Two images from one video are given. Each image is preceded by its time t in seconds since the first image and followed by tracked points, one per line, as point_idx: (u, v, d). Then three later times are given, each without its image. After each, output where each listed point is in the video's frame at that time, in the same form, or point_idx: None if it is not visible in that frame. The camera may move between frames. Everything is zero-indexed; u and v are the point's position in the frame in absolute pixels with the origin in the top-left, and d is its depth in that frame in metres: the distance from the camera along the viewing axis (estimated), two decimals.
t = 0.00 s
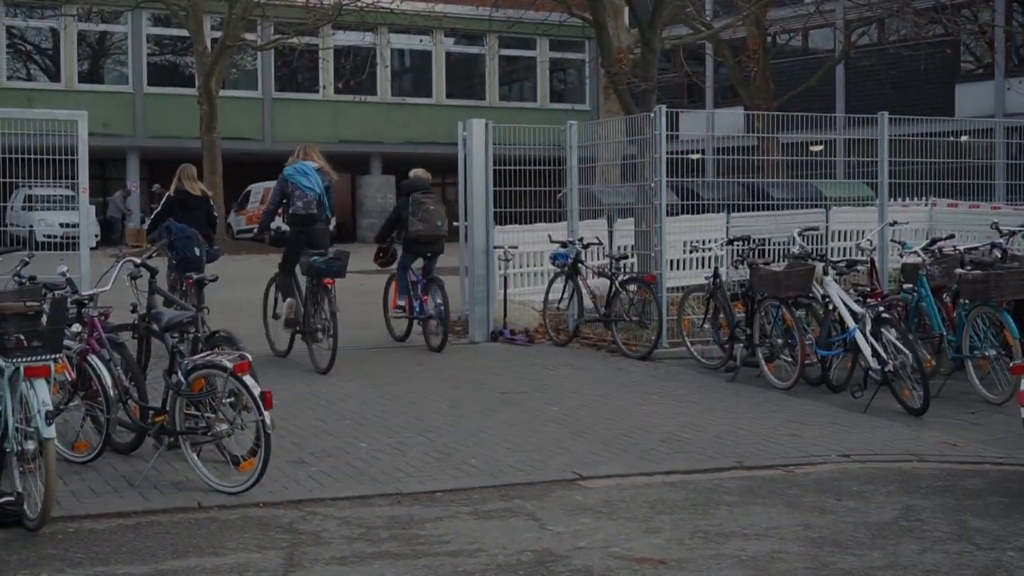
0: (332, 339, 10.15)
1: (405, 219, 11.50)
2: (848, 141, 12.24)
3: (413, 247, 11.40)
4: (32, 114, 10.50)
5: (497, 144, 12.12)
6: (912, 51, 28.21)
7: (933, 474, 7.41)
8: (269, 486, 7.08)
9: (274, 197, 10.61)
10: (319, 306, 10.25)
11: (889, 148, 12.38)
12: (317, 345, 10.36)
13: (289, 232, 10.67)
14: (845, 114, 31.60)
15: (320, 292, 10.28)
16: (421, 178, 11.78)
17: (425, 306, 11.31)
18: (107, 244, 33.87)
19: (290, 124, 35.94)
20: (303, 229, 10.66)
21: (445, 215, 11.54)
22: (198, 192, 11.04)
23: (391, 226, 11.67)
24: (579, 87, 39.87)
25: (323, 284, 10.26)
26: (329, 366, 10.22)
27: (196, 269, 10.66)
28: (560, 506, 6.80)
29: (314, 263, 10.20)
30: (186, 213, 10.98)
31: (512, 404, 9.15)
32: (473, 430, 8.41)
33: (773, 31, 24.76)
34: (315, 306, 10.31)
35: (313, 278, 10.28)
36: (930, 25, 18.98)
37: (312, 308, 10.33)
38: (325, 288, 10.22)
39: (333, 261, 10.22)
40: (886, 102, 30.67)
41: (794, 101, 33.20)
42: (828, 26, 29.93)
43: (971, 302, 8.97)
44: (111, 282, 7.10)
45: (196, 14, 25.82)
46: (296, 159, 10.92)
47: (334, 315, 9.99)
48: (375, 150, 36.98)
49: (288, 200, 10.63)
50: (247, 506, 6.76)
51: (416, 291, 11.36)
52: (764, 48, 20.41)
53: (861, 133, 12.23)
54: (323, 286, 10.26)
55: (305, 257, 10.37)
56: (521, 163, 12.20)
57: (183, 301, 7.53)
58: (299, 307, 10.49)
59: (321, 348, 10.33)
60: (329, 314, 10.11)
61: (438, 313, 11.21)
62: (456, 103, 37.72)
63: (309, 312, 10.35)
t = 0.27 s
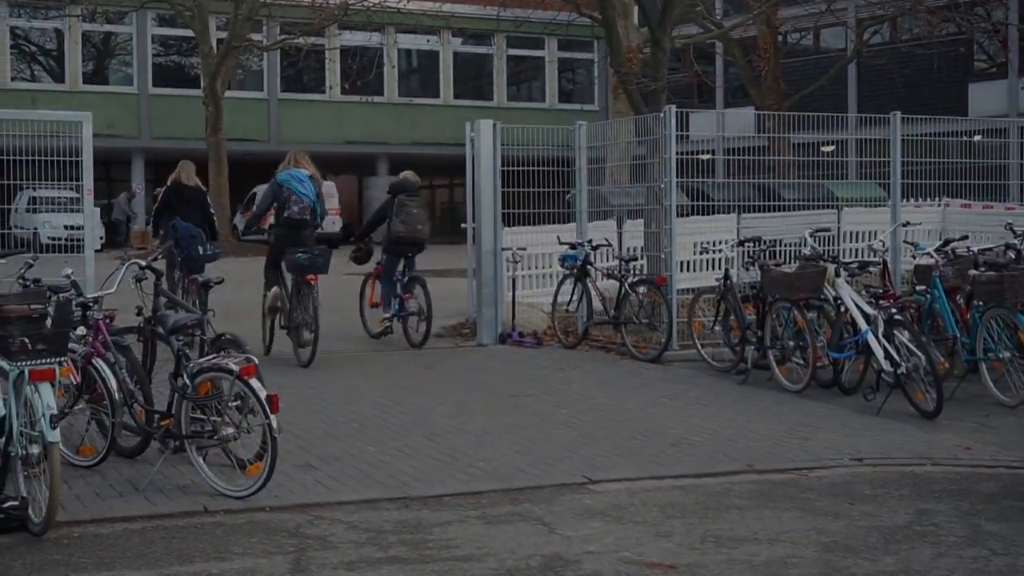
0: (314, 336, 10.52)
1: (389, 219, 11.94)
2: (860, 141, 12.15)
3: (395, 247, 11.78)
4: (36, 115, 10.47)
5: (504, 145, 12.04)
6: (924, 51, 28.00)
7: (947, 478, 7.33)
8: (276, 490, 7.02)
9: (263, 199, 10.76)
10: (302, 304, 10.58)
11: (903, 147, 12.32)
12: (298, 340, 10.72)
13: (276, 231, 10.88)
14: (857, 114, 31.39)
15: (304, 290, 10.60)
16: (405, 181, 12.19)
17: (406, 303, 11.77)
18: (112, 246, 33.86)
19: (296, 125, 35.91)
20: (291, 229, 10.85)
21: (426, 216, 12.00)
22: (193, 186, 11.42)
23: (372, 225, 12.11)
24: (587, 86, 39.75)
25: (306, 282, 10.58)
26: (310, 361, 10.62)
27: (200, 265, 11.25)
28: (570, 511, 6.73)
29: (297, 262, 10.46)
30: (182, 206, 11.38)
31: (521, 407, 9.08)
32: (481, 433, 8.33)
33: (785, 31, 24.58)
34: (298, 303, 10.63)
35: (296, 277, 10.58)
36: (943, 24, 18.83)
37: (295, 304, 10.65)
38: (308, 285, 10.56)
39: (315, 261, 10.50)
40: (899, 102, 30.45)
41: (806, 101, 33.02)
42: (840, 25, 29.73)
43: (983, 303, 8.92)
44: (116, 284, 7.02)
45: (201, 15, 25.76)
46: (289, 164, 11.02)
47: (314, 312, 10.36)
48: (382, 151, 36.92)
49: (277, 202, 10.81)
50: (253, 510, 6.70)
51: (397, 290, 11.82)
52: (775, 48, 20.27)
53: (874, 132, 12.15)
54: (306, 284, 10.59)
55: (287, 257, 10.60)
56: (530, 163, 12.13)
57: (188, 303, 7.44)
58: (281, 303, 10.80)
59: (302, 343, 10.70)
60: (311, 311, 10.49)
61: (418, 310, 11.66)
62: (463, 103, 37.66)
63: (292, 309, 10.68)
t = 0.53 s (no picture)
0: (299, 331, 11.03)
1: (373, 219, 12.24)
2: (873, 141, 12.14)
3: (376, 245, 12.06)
4: (41, 116, 10.41)
5: (513, 145, 11.98)
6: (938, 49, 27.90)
7: (962, 482, 7.25)
8: (282, 494, 6.96)
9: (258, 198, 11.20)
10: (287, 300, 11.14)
11: (915, 147, 12.28)
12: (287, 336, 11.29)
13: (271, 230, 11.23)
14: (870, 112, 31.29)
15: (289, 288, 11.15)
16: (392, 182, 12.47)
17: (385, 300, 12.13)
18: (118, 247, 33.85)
19: (303, 125, 35.87)
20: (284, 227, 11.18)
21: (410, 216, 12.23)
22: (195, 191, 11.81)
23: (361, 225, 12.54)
24: (597, 86, 39.68)
25: (291, 279, 11.14)
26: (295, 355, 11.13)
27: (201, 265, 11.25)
28: (579, 515, 6.66)
29: (280, 259, 11.09)
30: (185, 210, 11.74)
31: (530, 411, 9.01)
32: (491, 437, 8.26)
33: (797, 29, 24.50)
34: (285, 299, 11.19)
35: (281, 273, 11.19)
36: (956, 23, 18.73)
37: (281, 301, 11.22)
38: (292, 280, 11.11)
39: (297, 258, 11.11)
40: (912, 101, 30.37)
41: (820, 100, 32.88)
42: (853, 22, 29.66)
43: (998, 305, 8.84)
44: (121, 287, 6.93)
45: (208, 14, 25.71)
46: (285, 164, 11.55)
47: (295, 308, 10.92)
48: (390, 151, 36.86)
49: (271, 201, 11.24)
50: (259, 514, 6.63)
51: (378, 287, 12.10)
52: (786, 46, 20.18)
53: (889, 131, 12.15)
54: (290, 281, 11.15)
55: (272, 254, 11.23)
56: (540, 163, 12.06)
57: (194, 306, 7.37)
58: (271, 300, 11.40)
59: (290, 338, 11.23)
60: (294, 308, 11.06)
61: (398, 307, 12.05)
62: (472, 103, 37.61)
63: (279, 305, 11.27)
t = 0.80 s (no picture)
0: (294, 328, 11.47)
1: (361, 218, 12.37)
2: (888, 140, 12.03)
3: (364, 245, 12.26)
4: (45, 115, 10.36)
5: (522, 145, 11.89)
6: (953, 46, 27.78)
7: (978, 486, 7.14)
8: (289, 498, 6.87)
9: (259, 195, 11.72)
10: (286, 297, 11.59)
11: (930, 146, 12.18)
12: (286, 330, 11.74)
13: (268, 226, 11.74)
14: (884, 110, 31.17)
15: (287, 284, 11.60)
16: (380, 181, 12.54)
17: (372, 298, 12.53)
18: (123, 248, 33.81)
19: (310, 125, 35.82)
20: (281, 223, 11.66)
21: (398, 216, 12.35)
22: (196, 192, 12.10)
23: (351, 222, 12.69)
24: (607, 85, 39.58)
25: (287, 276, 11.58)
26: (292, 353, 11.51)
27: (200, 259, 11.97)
28: (589, 519, 6.57)
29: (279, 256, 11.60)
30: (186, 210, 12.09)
31: (541, 413, 8.92)
32: (500, 440, 8.16)
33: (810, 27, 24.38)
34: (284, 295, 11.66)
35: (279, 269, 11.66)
36: (973, 20, 18.58)
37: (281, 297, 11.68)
38: (289, 278, 11.55)
39: (295, 255, 11.60)
40: (927, 99, 30.25)
41: (834, 99, 32.72)
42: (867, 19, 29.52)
43: (1015, 306, 8.75)
44: (125, 288, 6.82)
45: (214, 13, 25.65)
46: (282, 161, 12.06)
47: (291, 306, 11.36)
48: (398, 151, 36.81)
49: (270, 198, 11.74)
50: (265, 519, 6.55)
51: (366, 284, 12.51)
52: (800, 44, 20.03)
53: (902, 131, 12.01)
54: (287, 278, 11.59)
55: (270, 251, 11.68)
56: (549, 163, 11.96)
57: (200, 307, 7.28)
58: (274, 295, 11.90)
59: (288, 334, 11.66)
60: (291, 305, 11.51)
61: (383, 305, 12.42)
62: (481, 102, 37.55)
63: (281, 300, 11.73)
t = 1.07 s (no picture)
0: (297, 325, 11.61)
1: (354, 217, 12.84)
2: (899, 138, 11.96)
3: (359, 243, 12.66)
4: (48, 115, 10.29)
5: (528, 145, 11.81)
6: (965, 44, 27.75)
7: (990, 489, 7.06)
8: (293, 502, 6.79)
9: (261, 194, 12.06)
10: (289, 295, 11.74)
11: (942, 145, 12.10)
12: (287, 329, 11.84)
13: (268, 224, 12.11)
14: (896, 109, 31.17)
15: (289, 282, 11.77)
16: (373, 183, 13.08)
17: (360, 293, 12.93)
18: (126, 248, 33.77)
19: (315, 124, 35.77)
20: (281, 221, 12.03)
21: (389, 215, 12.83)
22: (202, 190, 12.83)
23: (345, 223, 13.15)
24: (615, 84, 39.53)
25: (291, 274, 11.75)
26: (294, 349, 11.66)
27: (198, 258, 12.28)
28: (596, 523, 6.48)
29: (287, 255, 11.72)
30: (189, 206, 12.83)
31: (547, 415, 8.84)
32: (506, 443, 8.09)
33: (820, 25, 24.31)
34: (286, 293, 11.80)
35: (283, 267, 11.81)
36: (984, 17, 18.49)
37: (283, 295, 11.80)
38: (292, 276, 11.72)
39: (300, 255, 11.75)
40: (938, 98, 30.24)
41: (844, 98, 32.70)
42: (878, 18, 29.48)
43: None
44: (128, 288, 6.72)
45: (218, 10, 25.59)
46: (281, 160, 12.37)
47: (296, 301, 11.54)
48: (404, 149, 36.76)
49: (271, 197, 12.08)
50: (270, 523, 6.47)
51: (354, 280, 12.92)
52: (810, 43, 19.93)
53: (912, 130, 11.97)
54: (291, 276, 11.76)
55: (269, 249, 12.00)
56: (557, 163, 11.88)
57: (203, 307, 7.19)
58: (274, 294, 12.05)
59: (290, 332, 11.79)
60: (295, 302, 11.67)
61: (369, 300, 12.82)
62: (488, 101, 37.51)
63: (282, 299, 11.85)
